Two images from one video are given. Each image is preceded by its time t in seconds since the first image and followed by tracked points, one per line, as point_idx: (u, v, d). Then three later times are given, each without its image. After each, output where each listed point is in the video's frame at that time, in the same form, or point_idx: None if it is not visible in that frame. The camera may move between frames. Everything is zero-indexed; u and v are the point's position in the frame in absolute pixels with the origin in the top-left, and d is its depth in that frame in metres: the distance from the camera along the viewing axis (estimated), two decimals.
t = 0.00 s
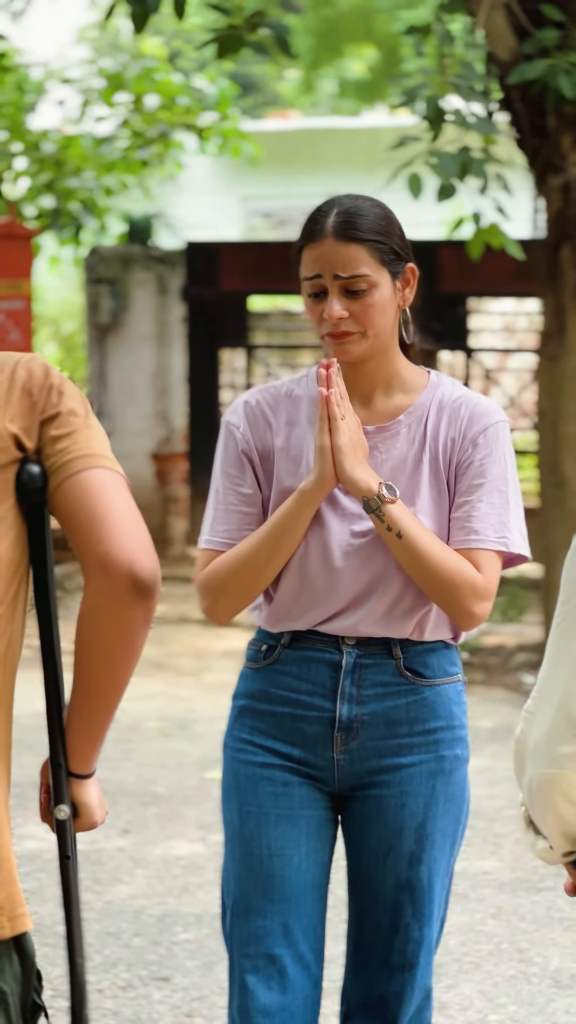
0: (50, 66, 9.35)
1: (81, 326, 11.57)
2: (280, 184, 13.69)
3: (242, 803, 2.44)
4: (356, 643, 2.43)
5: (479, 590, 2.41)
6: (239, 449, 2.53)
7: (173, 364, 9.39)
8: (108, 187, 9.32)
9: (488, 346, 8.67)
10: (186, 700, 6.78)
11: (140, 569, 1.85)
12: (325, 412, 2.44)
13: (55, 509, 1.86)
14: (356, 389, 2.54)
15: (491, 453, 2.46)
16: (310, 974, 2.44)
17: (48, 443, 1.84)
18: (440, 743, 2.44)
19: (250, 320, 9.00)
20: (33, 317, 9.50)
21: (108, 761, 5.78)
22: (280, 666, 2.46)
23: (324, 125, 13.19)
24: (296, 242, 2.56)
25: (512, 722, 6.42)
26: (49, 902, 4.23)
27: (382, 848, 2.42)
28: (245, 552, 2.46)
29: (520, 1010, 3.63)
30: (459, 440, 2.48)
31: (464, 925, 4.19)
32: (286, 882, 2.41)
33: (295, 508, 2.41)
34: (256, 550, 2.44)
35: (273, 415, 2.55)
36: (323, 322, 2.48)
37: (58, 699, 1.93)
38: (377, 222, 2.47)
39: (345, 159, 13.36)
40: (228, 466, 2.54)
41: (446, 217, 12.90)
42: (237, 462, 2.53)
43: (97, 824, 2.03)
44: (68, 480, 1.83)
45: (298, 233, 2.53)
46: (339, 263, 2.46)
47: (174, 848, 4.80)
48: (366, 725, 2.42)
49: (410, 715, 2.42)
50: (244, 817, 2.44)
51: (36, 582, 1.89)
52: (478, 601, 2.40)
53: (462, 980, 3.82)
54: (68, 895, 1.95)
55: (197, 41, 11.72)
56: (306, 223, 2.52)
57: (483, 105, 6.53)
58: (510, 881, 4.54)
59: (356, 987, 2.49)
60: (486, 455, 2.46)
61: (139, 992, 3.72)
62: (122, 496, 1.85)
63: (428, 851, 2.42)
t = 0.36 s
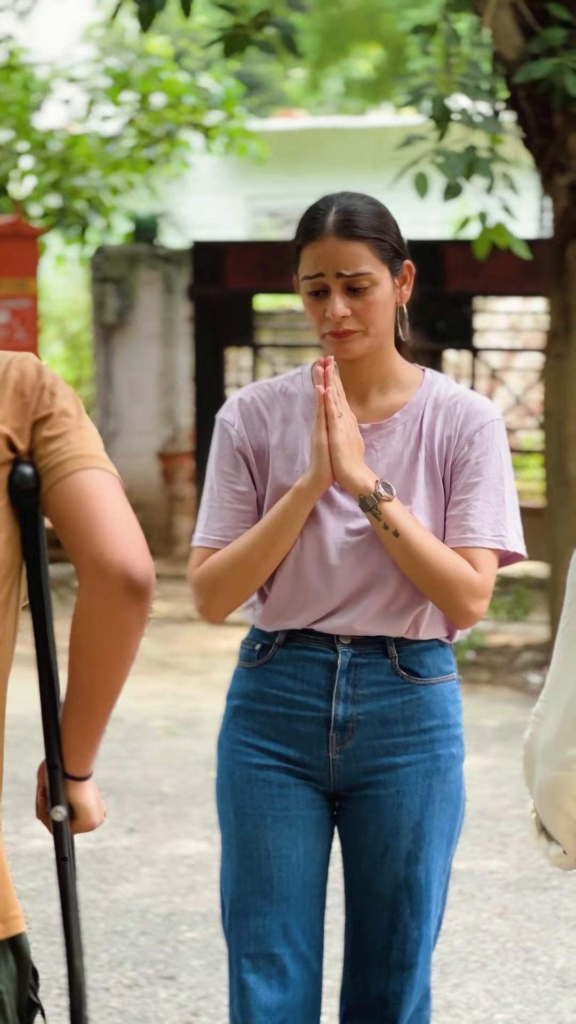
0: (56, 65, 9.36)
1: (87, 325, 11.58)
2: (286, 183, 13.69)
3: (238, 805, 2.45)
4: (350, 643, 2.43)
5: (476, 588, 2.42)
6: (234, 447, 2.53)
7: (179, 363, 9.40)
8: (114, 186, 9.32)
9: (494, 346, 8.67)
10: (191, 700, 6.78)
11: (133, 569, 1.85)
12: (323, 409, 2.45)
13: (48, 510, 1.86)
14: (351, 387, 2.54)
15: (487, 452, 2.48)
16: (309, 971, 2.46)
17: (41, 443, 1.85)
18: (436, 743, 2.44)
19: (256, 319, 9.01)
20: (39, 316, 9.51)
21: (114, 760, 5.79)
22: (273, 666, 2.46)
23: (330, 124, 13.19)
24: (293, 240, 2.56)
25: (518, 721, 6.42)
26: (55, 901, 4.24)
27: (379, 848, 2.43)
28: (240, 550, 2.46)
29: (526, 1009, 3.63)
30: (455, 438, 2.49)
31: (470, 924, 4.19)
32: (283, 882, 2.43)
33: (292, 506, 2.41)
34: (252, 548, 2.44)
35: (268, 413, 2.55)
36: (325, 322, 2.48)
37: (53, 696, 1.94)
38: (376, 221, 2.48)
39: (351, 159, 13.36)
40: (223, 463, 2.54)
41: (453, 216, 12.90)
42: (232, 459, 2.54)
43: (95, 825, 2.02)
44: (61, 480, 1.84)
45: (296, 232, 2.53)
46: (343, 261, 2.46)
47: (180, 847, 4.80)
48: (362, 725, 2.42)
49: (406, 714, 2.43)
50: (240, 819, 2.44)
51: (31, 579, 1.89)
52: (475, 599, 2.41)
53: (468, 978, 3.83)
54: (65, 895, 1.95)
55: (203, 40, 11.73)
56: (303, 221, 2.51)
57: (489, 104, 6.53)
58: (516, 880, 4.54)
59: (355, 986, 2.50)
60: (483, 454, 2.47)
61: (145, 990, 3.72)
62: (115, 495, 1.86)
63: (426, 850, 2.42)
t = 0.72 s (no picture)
0: (62, 65, 9.36)
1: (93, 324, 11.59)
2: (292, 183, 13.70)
3: (237, 806, 2.46)
4: (347, 642, 2.43)
5: (471, 588, 2.42)
6: (231, 446, 2.54)
7: (185, 363, 9.41)
8: (120, 185, 9.32)
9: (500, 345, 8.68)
10: (197, 699, 6.77)
11: (120, 571, 1.86)
12: (320, 404, 2.44)
13: (34, 512, 1.87)
14: (345, 382, 2.55)
15: (484, 451, 2.48)
16: (309, 969, 2.47)
17: (24, 446, 1.85)
18: (433, 742, 2.44)
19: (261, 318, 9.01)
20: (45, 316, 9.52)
21: (120, 760, 5.79)
22: (270, 666, 2.46)
23: (337, 125, 13.20)
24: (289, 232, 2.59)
25: (525, 720, 6.41)
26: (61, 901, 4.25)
27: (378, 848, 2.43)
28: (236, 548, 2.46)
29: (533, 1009, 3.63)
30: (452, 437, 2.49)
31: (477, 924, 4.19)
32: (283, 882, 2.44)
33: (290, 502, 2.41)
34: (249, 546, 2.44)
35: (266, 411, 2.55)
36: (307, 306, 2.50)
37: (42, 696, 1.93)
38: (367, 212, 2.49)
39: (357, 159, 13.37)
40: (220, 460, 2.54)
41: (458, 215, 12.91)
42: (229, 457, 2.54)
43: (87, 832, 2.03)
44: (46, 482, 1.84)
45: (291, 222, 2.56)
46: (326, 244, 2.48)
47: (186, 847, 4.80)
48: (359, 724, 2.42)
49: (403, 714, 2.43)
50: (239, 821, 2.45)
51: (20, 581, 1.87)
52: (469, 598, 2.41)
53: (475, 978, 3.83)
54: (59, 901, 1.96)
55: (209, 40, 11.73)
56: (299, 212, 2.54)
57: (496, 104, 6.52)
58: (522, 880, 4.54)
59: (355, 987, 2.50)
60: (479, 454, 2.48)
61: (152, 990, 3.72)
62: (100, 496, 1.87)
63: (424, 850, 2.42)
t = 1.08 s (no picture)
0: (69, 66, 9.37)
1: (100, 324, 11.60)
2: (299, 184, 13.72)
3: (237, 807, 2.46)
4: (345, 643, 2.44)
5: (465, 588, 2.42)
6: (229, 445, 2.54)
7: (192, 363, 9.43)
8: (126, 185, 9.34)
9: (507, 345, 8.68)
10: (204, 699, 6.77)
11: (95, 570, 1.90)
12: (314, 402, 2.44)
13: (9, 514, 1.90)
14: (345, 382, 2.55)
15: (481, 452, 2.48)
16: (311, 970, 2.48)
17: None
18: (432, 743, 2.44)
19: (268, 318, 9.01)
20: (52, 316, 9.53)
21: (127, 760, 5.78)
22: (268, 666, 2.46)
23: (344, 125, 13.21)
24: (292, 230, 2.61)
25: (533, 721, 6.41)
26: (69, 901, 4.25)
27: (378, 848, 2.43)
28: (234, 547, 2.46)
29: (541, 1009, 3.63)
30: (449, 438, 2.49)
31: (484, 924, 4.19)
32: (283, 883, 2.44)
33: (286, 500, 2.42)
34: (246, 545, 2.45)
35: (264, 410, 2.55)
36: (307, 299, 2.51)
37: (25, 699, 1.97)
38: (371, 208, 2.52)
39: (364, 159, 13.39)
40: (218, 459, 2.55)
41: (466, 215, 12.91)
42: (227, 458, 2.55)
43: (70, 834, 2.07)
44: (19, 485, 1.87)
45: (294, 219, 2.58)
46: (327, 238, 2.49)
47: (193, 847, 4.80)
48: (357, 725, 2.42)
49: (401, 714, 2.43)
50: (239, 822, 2.46)
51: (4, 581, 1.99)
52: (463, 598, 2.41)
53: (482, 978, 3.82)
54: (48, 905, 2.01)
55: (215, 40, 11.73)
56: (300, 210, 2.57)
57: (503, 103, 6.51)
58: (529, 880, 4.53)
59: (356, 988, 2.50)
60: (476, 455, 2.47)
61: (159, 990, 3.72)
62: (73, 497, 1.89)
63: (424, 850, 2.42)
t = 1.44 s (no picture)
0: (75, 66, 9.38)
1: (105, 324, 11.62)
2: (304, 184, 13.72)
3: (239, 808, 2.47)
4: (345, 644, 2.44)
5: (463, 587, 2.42)
6: (231, 446, 2.55)
7: (197, 363, 9.43)
8: (132, 185, 9.34)
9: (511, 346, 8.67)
10: (210, 699, 6.78)
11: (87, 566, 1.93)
12: (312, 401, 2.44)
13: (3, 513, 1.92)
14: (345, 381, 2.56)
15: (481, 450, 2.48)
16: (314, 970, 2.48)
17: None
18: (432, 744, 2.44)
19: (274, 317, 9.01)
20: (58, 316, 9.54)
21: (132, 760, 5.79)
22: (269, 667, 2.47)
23: (350, 125, 13.22)
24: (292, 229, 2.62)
25: (538, 721, 6.41)
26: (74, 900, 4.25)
27: (379, 850, 2.43)
28: (234, 547, 2.47)
29: (546, 1011, 3.63)
30: (449, 437, 2.50)
31: (489, 925, 4.19)
32: (285, 884, 2.45)
33: (286, 498, 2.42)
34: (246, 544, 2.45)
35: (265, 411, 2.56)
36: (304, 298, 2.52)
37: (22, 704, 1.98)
38: (369, 207, 2.53)
39: (369, 160, 13.40)
40: (220, 459, 2.56)
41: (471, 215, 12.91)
42: (229, 458, 2.56)
43: (66, 831, 2.09)
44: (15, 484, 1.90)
45: (293, 219, 2.59)
46: (325, 237, 2.50)
47: (199, 847, 4.81)
48: (358, 727, 2.42)
49: (401, 715, 2.43)
50: (241, 823, 2.47)
51: None
52: (461, 597, 2.41)
53: (487, 979, 3.82)
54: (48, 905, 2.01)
55: (221, 40, 11.73)
56: (299, 209, 2.58)
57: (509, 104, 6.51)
58: (535, 881, 4.53)
59: (358, 989, 2.50)
60: (476, 454, 2.48)
61: (165, 990, 3.73)
62: (66, 495, 1.93)
63: (425, 852, 2.43)
